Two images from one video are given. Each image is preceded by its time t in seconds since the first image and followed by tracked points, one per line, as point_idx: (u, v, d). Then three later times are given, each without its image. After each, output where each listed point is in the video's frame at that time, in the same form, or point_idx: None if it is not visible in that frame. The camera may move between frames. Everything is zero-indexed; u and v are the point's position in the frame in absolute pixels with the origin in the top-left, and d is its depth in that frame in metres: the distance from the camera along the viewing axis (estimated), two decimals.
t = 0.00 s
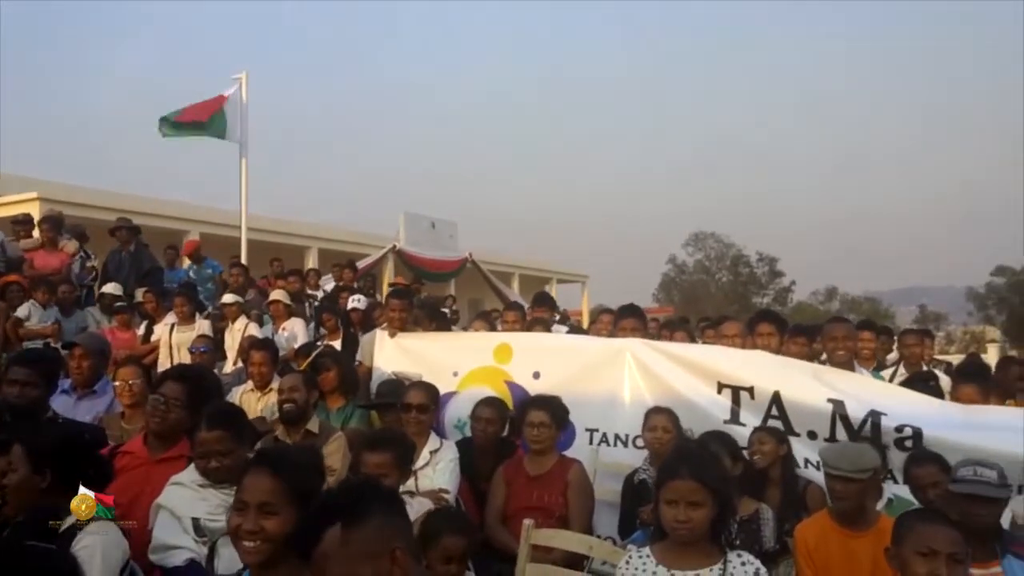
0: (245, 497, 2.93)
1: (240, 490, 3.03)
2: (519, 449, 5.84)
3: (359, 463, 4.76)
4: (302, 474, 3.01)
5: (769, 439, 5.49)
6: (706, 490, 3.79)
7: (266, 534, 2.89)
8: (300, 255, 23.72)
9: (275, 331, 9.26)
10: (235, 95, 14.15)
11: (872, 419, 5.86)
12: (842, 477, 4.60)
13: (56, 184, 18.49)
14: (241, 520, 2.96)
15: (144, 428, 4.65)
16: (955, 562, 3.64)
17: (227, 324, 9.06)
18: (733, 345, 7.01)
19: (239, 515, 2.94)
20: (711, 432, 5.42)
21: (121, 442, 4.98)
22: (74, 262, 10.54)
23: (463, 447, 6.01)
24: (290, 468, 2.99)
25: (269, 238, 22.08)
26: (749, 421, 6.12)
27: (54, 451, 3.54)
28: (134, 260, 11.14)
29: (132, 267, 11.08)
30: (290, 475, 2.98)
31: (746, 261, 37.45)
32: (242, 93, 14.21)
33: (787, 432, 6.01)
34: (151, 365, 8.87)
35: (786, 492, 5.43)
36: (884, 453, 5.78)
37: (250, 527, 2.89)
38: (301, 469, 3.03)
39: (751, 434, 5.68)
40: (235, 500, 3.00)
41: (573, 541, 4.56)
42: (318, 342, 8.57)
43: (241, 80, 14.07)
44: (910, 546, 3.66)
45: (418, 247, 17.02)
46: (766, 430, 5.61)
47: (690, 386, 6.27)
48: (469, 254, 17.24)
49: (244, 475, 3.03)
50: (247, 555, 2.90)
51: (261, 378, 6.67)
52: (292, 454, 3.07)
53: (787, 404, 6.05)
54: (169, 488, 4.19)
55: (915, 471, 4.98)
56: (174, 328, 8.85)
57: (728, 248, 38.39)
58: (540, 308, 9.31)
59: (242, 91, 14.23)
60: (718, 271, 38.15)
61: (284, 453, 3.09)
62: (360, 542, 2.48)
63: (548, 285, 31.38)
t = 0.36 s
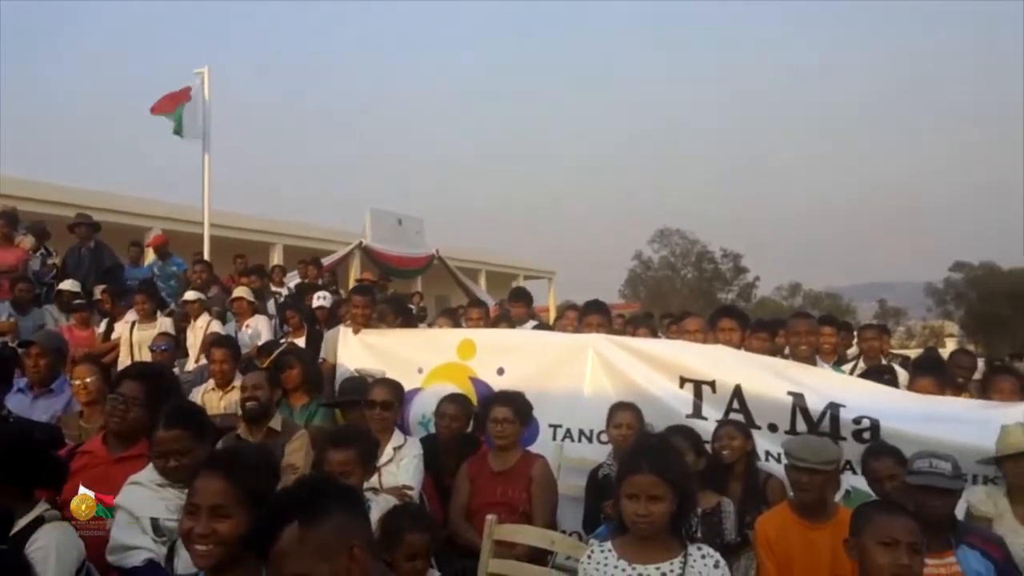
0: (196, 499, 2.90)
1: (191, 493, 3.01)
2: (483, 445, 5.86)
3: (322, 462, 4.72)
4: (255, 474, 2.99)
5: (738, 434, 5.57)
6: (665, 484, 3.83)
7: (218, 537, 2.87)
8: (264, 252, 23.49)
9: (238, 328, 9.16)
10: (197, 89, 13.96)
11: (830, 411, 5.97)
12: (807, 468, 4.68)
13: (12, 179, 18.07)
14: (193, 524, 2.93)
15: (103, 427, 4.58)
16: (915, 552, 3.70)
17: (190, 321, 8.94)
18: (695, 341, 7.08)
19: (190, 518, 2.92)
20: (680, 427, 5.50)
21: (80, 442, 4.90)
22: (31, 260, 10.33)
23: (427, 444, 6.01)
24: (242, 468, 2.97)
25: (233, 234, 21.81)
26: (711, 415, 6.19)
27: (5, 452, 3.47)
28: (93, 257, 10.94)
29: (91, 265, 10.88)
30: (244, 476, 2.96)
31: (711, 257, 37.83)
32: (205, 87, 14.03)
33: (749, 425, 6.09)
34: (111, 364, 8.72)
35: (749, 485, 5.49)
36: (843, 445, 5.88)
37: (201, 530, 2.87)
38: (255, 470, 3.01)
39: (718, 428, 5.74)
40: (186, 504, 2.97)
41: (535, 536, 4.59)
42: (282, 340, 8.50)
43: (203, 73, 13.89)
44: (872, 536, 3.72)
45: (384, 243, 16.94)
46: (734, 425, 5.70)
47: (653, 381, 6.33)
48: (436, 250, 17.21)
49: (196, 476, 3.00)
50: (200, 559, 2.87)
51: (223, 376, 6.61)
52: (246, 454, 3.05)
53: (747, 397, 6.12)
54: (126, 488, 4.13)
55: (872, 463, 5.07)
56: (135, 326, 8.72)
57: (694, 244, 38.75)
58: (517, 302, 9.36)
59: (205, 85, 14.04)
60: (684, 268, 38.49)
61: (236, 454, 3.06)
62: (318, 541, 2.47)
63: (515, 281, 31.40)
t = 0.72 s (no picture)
0: (156, 497, 2.88)
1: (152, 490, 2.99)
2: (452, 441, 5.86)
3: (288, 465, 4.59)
4: (218, 471, 2.97)
5: (714, 431, 5.56)
6: (632, 480, 3.86)
7: (178, 535, 2.85)
8: (234, 248, 23.25)
9: (206, 324, 9.08)
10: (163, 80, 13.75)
11: (795, 407, 6.05)
12: (775, 463, 4.74)
13: None
14: (153, 522, 2.91)
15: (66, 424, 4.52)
16: (881, 544, 3.77)
17: (157, 318, 8.84)
18: (664, 337, 7.15)
19: (150, 516, 2.90)
20: (653, 423, 5.57)
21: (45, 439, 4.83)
22: None
23: (396, 441, 6.00)
24: (204, 465, 2.95)
25: (202, 230, 21.57)
26: (678, 411, 6.25)
27: None
28: (58, 252, 10.77)
29: (56, 260, 10.71)
30: (207, 474, 2.94)
31: (682, 255, 38.11)
32: (171, 78, 13.84)
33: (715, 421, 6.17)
34: (76, 361, 8.60)
35: (717, 481, 5.54)
36: (807, 440, 5.96)
37: (161, 527, 2.85)
38: (217, 468, 2.99)
39: (694, 423, 5.72)
40: (146, 501, 2.95)
41: (503, 532, 4.61)
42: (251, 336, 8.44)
43: (171, 65, 13.70)
44: (840, 530, 3.77)
45: (356, 239, 16.86)
46: (710, 419, 5.67)
47: (622, 378, 6.38)
48: (408, 246, 17.17)
49: (156, 474, 2.97)
50: (161, 557, 2.85)
51: (190, 373, 6.54)
52: (207, 451, 3.03)
53: (714, 393, 6.19)
54: (90, 485, 4.08)
55: (836, 458, 5.16)
56: (100, 322, 8.60)
57: (665, 242, 39.00)
58: (496, 299, 9.07)
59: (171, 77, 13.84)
60: (655, 266, 38.72)
61: (197, 451, 3.04)
62: (283, 538, 2.47)
63: (488, 278, 31.39)
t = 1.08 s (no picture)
0: (109, 492, 2.85)
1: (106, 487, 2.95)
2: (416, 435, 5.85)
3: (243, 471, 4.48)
4: (174, 464, 2.94)
5: (677, 424, 5.64)
6: (595, 471, 3.88)
7: (132, 530, 2.81)
8: (196, 241, 22.96)
9: (167, 319, 8.94)
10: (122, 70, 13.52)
11: (757, 398, 6.12)
12: (737, 453, 4.80)
13: None
14: (106, 517, 2.87)
15: (18, 421, 4.43)
16: (839, 531, 3.82)
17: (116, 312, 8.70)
18: (628, 330, 7.19)
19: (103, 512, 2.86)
20: (619, 415, 5.60)
21: None
22: None
23: (360, 434, 5.98)
24: (158, 459, 2.92)
25: (164, 223, 21.26)
26: (642, 403, 6.29)
27: None
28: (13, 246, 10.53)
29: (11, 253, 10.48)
30: (162, 468, 2.90)
31: (648, 248, 38.38)
32: (131, 68, 13.61)
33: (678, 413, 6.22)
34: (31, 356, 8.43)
35: (680, 472, 5.59)
36: (768, 431, 6.04)
37: (115, 523, 2.81)
38: (174, 462, 2.95)
39: (656, 415, 5.79)
40: (99, 497, 2.91)
41: (465, 525, 4.61)
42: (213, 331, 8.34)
43: (131, 54, 13.47)
44: (800, 517, 3.82)
45: (321, 233, 16.73)
46: (673, 412, 5.76)
47: (586, 370, 6.41)
48: (374, 240, 17.08)
49: (109, 468, 2.94)
50: (114, 553, 2.81)
51: (148, 367, 6.44)
52: (163, 445, 2.99)
53: (677, 385, 6.24)
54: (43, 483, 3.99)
55: (795, 448, 5.24)
56: (57, 317, 8.44)
57: (632, 236, 39.25)
58: (467, 292, 9.07)
59: (131, 67, 13.62)
60: (621, 260, 38.94)
61: (152, 445, 2.99)
62: (239, 532, 2.44)
63: (454, 272, 31.35)
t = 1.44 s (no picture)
0: (56, 484, 2.81)
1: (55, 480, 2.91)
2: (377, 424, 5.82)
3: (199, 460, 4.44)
4: (123, 455, 2.89)
5: (635, 411, 5.67)
6: (553, 456, 3.91)
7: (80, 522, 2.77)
8: (155, 230, 22.57)
9: (123, 309, 8.78)
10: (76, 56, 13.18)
11: (715, 386, 6.19)
12: (698, 439, 4.83)
13: None
14: (53, 510, 2.83)
15: None
16: (793, 513, 3.87)
17: (69, 302, 8.51)
18: (588, 318, 7.22)
19: (49, 504, 2.81)
20: (579, 402, 5.64)
21: None
22: None
23: (319, 424, 5.94)
24: (107, 450, 2.87)
25: (121, 212, 20.86)
26: (602, 392, 6.33)
27: None
28: None
29: None
30: (111, 460, 2.86)
31: (613, 238, 38.59)
32: (85, 54, 13.29)
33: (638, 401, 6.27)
34: None
35: (640, 459, 5.63)
36: (727, 419, 6.10)
37: (62, 515, 2.76)
38: (124, 454, 2.90)
39: (616, 402, 5.82)
40: (46, 489, 2.87)
41: (425, 513, 4.60)
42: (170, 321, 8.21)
43: (84, 39, 13.14)
44: (754, 499, 3.86)
45: (283, 222, 16.55)
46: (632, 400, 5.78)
47: (547, 359, 6.43)
48: (336, 229, 16.95)
49: (56, 460, 2.90)
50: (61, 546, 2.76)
51: (102, 358, 6.32)
52: (112, 436, 2.95)
53: (637, 373, 6.29)
54: None
55: (752, 434, 5.35)
56: (7, 307, 8.24)
57: (596, 225, 39.42)
58: (427, 282, 9.05)
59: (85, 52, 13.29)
60: (586, 249, 39.10)
61: (100, 436, 2.95)
62: (188, 521, 2.41)
63: (418, 261, 31.21)
